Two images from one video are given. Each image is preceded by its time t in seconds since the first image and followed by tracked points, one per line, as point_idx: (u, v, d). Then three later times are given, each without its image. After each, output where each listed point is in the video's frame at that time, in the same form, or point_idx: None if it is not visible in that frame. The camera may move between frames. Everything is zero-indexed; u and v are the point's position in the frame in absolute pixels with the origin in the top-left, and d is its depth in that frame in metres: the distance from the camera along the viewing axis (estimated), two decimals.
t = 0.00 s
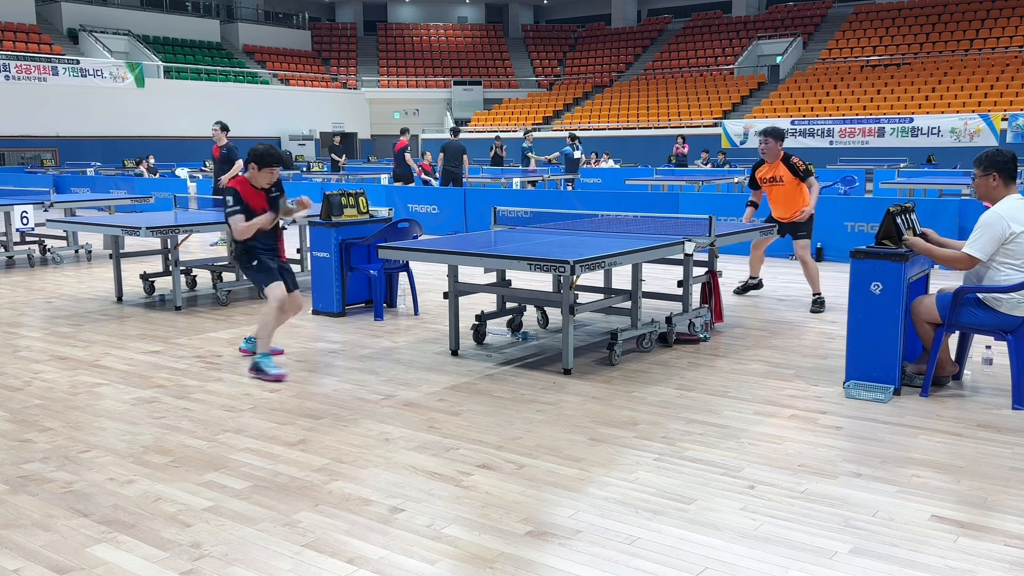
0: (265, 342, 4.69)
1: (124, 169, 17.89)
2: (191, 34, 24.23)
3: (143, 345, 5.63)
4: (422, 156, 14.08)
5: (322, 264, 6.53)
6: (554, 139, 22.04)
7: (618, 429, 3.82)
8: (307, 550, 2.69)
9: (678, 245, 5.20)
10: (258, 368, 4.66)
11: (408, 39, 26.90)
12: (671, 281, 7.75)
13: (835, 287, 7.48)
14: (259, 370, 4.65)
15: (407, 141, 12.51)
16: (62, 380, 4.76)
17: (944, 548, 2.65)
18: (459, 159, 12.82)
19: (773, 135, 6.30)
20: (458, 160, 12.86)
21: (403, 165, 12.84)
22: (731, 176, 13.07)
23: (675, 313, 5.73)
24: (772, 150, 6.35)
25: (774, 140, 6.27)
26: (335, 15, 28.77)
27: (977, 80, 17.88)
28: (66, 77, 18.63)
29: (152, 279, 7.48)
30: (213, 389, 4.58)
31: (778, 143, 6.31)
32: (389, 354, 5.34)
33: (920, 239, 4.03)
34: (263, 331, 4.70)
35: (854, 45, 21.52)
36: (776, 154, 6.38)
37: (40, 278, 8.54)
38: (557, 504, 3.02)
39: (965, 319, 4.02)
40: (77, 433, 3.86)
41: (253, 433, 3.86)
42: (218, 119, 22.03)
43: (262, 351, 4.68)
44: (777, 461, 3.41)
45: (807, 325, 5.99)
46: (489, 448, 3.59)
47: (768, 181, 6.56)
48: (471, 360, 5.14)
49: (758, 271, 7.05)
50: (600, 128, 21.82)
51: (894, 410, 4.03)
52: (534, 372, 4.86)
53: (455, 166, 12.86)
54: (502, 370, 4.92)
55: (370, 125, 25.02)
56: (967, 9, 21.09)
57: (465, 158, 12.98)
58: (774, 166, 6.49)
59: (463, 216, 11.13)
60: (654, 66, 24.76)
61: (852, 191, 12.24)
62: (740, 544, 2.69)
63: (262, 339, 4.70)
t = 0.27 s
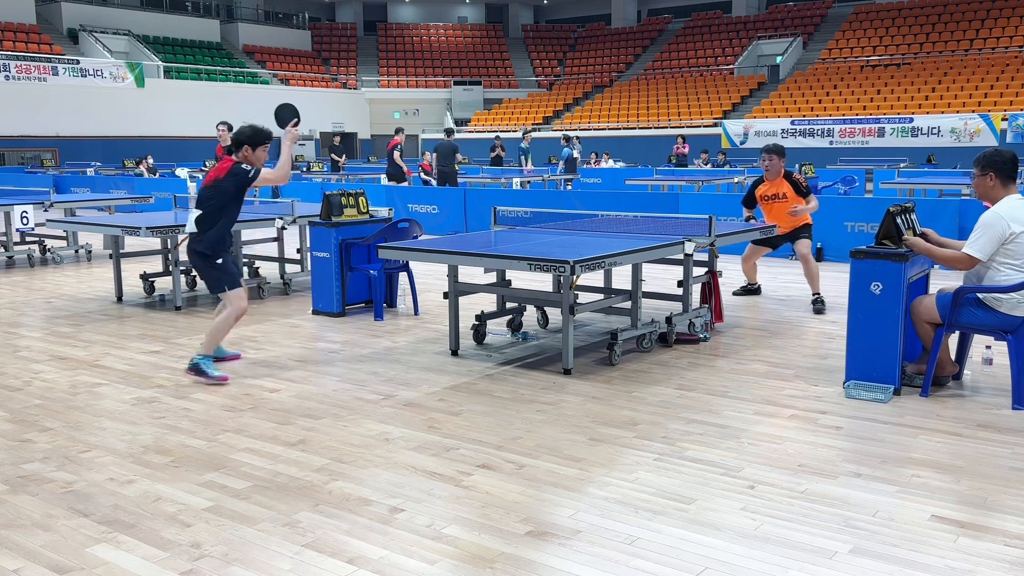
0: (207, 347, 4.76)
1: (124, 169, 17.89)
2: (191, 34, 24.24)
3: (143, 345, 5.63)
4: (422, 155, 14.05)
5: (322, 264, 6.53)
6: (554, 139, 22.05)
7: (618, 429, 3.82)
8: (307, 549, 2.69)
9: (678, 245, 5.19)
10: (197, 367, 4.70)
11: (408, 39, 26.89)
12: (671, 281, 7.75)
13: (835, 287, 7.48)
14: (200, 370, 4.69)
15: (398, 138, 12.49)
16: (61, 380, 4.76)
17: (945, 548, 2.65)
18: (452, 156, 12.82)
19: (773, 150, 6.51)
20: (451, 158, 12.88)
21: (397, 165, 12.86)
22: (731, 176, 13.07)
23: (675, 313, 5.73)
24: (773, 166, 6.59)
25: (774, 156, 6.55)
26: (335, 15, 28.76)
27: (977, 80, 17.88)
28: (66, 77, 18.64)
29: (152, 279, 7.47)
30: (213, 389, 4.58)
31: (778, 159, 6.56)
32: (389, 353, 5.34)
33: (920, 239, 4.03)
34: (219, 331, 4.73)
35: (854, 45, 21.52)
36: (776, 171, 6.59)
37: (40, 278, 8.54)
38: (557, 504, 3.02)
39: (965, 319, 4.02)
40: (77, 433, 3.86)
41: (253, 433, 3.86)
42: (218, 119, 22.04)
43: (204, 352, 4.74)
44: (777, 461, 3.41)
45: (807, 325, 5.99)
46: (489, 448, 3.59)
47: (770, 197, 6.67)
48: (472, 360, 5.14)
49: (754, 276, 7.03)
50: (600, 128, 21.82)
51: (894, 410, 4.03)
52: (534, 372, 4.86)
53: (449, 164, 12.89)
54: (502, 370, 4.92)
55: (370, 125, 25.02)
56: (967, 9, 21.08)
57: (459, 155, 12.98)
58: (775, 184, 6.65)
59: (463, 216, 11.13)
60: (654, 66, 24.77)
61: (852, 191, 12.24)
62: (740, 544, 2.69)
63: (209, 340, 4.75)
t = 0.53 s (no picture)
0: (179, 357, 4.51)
1: (123, 169, 17.89)
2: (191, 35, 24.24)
3: (143, 345, 5.63)
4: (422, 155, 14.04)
5: (322, 264, 6.53)
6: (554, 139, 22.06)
7: (618, 429, 3.82)
8: (307, 550, 2.69)
9: (678, 245, 5.19)
10: (171, 381, 4.51)
11: (408, 39, 26.88)
12: (671, 281, 7.75)
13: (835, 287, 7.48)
14: (177, 384, 4.50)
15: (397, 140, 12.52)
16: (62, 380, 4.76)
17: (945, 548, 2.65)
18: (447, 156, 12.79)
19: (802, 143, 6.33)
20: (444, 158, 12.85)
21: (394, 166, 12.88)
22: (731, 177, 13.07)
23: (675, 313, 5.73)
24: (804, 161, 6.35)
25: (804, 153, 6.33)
26: (335, 15, 28.76)
27: (977, 80, 17.87)
28: (66, 77, 18.66)
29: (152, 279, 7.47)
30: (213, 389, 4.58)
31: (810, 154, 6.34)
32: (389, 354, 5.34)
33: (920, 239, 4.02)
34: (184, 343, 4.46)
35: (854, 45, 21.52)
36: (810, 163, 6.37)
37: (40, 278, 8.54)
38: (557, 504, 3.02)
39: (965, 319, 4.02)
40: (76, 433, 3.86)
41: (253, 433, 3.86)
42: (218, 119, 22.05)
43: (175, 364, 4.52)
44: (777, 461, 3.41)
45: (807, 325, 6.00)
46: (489, 448, 3.59)
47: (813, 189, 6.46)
48: (472, 360, 5.14)
49: (774, 274, 6.95)
50: (600, 128, 21.82)
51: (894, 410, 4.03)
52: (534, 372, 4.86)
53: (445, 164, 12.88)
54: (502, 370, 4.92)
55: (370, 125, 25.02)
56: (967, 9, 21.08)
57: (454, 154, 12.97)
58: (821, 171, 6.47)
59: (463, 216, 11.13)
60: (654, 66, 24.76)
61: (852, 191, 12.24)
62: (740, 544, 2.69)
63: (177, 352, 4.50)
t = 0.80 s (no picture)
0: (157, 371, 4.26)
1: (123, 169, 17.89)
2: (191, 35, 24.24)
3: (143, 345, 5.62)
4: (422, 155, 14.04)
5: (322, 264, 6.53)
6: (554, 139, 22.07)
7: (618, 429, 3.82)
8: (307, 550, 2.69)
9: (678, 245, 5.19)
10: (150, 398, 4.25)
11: (408, 39, 26.88)
12: (671, 281, 7.75)
13: (835, 287, 7.48)
14: (156, 401, 4.24)
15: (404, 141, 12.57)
16: (62, 380, 4.76)
17: (945, 548, 2.65)
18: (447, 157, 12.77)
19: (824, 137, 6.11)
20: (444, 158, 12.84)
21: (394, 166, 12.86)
22: (731, 177, 13.07)
23: (675, 313, 5.74)
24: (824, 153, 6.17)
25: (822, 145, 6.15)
26: (335, 15, 28.76)
27: (977, 79, 17.88)
28: (66, 77, 18.67)
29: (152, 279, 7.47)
30: (213, 389, 4.58)
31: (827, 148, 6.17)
32: (389, 354, 5.33)
33: (920, 239, 4.02)
34: (162, 356, 4.25)
35: (854, 45, 21.52)
36: (832, 156, 6.21)
37: (40, 278, 8.54)
38: (557, 504, 3.02)
39: (965, 319, 4.02)
40: (76, 433, 3.86)
41: (253, 433, 3.86)
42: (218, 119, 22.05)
43: (154, 379, 4.27)
44: (777, 461, 3.41)
45: (807, 325, 6.00)
46: (489, 448, 3.59)
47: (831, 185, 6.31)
48: (472, 360, 5.14)
49: (789, 276, 6.83)
50: (600, 128, 21.83)
51: (894, 410, 4.03)
52: (534, 372, 4.86)
53: (445, 165, 12.87)
54: (502, 370, 4.92)
55: (370, 125, 25.03)
56: (967, 9, 21.08)
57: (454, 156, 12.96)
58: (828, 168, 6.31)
59: (463, 216, 11.12)
60: (654, 66, 24.77)
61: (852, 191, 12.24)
62: (740, 544, 2.69)
63: (157, 366, 4.25)
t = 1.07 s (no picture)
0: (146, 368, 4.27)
1: (123, 169, 17.90)
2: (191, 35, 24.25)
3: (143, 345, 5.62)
4: (422, 156, 14.04)
5: (322, 264, 6.53)
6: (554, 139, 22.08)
7: (618, 429, 3.82)
8: (307, 550, 2.69)
9: (678, 245, 5.19)
10: (148, 396, 4.25)
11: (408, 39, 26.88)
12: (670, 281, 7.75)
13: (835, 287, 7.48)
14: (152, 399, 4.24)
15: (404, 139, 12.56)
16: (62, 380, 4.76)
17: (945, 548, 2.65)
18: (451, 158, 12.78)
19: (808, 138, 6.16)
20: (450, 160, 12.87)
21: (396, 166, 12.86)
22: (731, 176, 13.07)
23: (674, 313, 5.74)
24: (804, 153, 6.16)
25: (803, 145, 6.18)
26: (335, 15, 28.76)
27: (977, 79, 17.87)
28: (66, 77, 18.68)
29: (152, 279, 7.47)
30: (213, 389, 4.58)
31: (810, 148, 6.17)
32: (389, 353, 5.34)
33: (921, 239, 4.02)
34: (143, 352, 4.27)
35: (854, 45, 21.52)
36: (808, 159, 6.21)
37: (40, 278, 8.54)
38: (557, 503, 3.02)
39: (965, 319, 4.02)
40: (76, 433, 3.87)
41: (254, 433, 3.86)
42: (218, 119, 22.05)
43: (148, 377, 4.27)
44: (777, 461, 3.41)
45: (807, 324, 6.00)
46: (489, 448, 3.59)
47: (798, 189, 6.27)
48: (472, 360, 5.14)
49: (780, 279, 6.77)
50: (600, 128, 21.82)
51: (894, 410, 4.03)
52: (534, 372, 4.87)
53: (448, 164, 12.88)
54: (502, 370, 4.92)
55: (370, 125, 25.03)
56: (968, 9, 21.07)
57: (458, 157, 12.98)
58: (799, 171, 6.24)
59: (463, 216, 11.13)
60: (654, 66, 24.77)
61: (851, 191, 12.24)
62: (740, 543, 2.69)
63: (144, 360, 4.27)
